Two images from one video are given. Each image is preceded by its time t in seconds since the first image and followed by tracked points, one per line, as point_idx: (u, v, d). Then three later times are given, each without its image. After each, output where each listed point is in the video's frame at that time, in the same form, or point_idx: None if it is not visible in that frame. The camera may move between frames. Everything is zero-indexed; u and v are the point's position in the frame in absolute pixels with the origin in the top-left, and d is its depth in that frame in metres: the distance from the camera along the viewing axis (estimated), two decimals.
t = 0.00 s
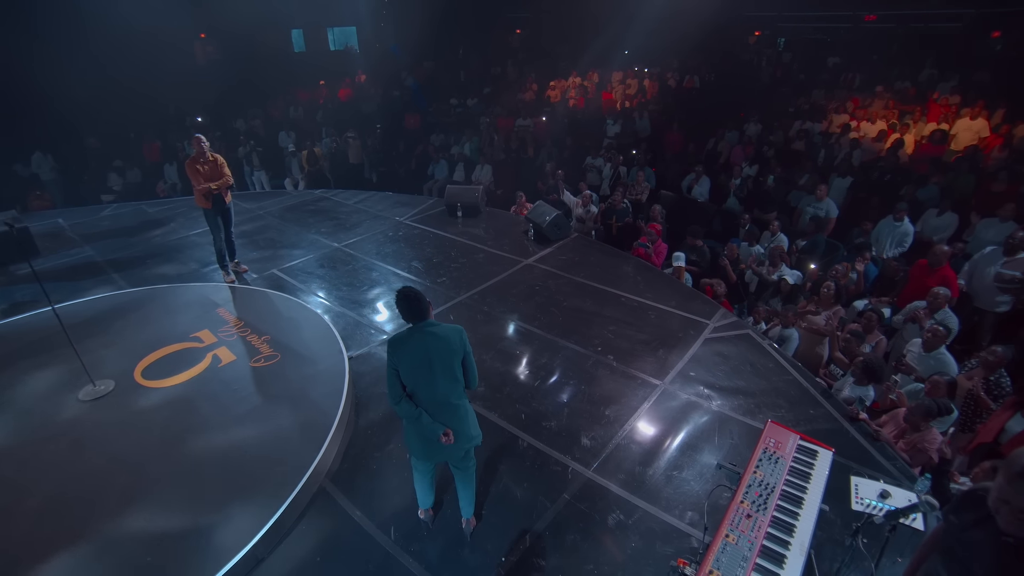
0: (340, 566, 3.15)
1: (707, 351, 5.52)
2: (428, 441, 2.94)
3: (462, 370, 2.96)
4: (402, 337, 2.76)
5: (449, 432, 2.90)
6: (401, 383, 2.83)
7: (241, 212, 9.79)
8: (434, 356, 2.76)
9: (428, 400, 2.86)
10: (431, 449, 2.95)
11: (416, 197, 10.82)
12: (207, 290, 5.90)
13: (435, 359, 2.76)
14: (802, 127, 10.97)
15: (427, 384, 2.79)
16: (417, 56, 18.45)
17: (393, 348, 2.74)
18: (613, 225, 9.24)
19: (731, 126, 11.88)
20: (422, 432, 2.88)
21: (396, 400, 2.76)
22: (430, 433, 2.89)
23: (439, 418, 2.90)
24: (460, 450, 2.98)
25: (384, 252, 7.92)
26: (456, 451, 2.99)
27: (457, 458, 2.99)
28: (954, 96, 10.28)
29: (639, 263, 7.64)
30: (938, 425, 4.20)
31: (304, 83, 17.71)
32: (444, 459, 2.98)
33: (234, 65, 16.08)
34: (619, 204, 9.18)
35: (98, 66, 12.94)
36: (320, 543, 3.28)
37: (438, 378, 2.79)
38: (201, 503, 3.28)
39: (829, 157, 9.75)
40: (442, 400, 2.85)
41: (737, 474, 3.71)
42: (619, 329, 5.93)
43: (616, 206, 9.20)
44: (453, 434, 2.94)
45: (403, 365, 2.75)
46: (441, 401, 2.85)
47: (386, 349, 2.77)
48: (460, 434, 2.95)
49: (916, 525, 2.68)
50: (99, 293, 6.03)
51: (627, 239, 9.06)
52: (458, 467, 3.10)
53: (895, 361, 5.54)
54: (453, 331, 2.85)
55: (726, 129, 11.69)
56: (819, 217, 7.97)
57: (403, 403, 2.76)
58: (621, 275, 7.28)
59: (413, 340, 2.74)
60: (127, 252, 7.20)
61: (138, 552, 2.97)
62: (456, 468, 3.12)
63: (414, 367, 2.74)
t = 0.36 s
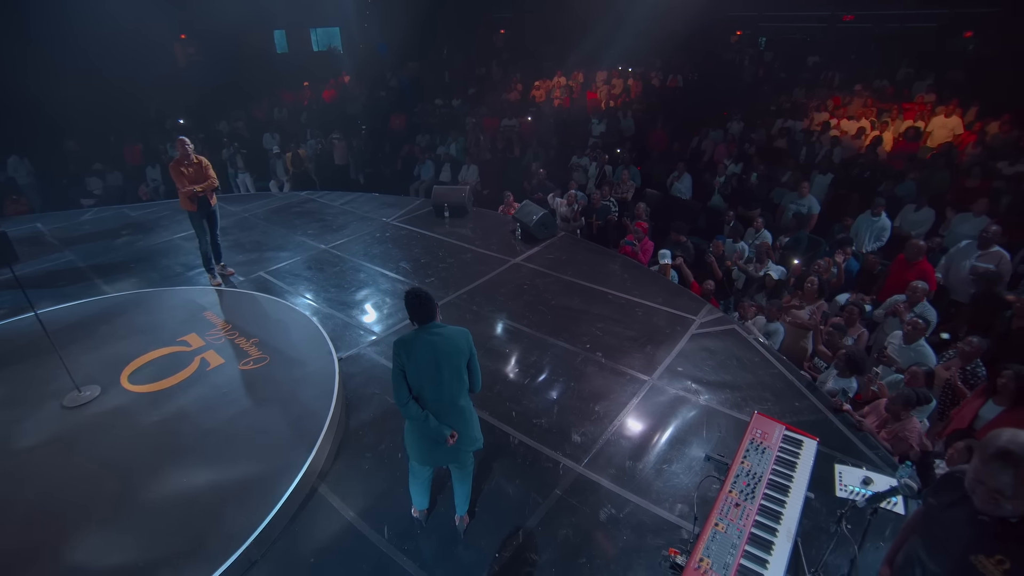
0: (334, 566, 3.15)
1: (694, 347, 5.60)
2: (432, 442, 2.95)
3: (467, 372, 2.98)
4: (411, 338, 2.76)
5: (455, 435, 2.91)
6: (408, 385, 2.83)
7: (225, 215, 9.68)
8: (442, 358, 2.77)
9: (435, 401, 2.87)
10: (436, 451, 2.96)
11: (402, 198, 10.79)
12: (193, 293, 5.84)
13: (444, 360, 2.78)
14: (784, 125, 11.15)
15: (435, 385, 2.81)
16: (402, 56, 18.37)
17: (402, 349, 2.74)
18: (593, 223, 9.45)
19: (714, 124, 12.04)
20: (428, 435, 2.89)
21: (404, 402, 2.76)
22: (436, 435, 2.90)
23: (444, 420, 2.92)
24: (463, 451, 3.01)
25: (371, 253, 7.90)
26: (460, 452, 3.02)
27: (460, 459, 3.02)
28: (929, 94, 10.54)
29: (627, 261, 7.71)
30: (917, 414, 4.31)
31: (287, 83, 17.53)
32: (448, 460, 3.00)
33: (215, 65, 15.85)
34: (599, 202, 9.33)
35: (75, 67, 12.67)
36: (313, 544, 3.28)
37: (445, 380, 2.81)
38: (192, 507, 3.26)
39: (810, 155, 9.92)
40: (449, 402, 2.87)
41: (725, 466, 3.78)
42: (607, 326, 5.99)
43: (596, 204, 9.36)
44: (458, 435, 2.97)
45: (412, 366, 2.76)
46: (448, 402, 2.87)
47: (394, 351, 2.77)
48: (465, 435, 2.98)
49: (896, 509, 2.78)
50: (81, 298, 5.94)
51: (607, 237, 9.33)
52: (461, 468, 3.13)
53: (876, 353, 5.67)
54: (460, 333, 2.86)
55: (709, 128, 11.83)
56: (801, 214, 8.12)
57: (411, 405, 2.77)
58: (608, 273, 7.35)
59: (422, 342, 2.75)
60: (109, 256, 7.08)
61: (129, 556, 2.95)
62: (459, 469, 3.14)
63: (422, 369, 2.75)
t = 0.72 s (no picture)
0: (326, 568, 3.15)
1: (680, 343, 5.67)
2: (421, 445, 2.92)
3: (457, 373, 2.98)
4: (401, 340, 2.78)
5: (446, 436, 2.89)
6: (398, 387, 2.84)
7: (208, 217, 9.54)
8: (432, 358, 2.78)
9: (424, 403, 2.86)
10: (428, 454, 2.94)
11: (388, 199, 10.74)
12: (178, 297, 5.76)
13: (434, 360, 2.79)
14: (765, 123, 11.34)
15: (424, 386, 2.80)
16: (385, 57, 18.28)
17: (392, 350, 2.75)
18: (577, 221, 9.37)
19: (697, 123, 12.19)
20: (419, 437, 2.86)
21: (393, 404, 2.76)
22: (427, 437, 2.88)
23: (435, 421, 2.90)
24: (454, 453, 3.00)
25: (357, 254, 7.87)
26: (451, 454, 3.00)
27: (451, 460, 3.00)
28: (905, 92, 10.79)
29: (613, 259, 7.77)
30: (897, 405, 4.42)
31: (269, 85, 17.33)
32: (439, 462, 2.98)
33: (195, 67, 15.60)
34: (582, 202, 9.27)
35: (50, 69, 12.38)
36: (304, 547, 3.27)
37: (435, 380, 2.81)
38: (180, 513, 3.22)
39: (791, 152, 10.10)
40: (439, 403, 2.86)
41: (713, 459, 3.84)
42: (594, 324, 6.03)
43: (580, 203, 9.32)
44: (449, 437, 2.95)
45: (402, 367, 2.79)
46: (438, 403, 2.86)
47: (382, 355, 2.78)
48: (456, 436, 2.96)
49: (877, 495, 2.87)
50: (60, 304, 5.81)
51: (592, 236, 9.32)
52: (454, 469, 3.11)
53: (858, 346, 5.80)
54: (449, 334, 2.87)
55: (694, 127, 11.97)
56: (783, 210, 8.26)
57: (400, 407, 2.77)
58: (595, 272, 7.40)
59: (411, 343, 2.76)
60: (88, 261, 6.93)
61: (117, 566, 2.90)
62: (451, 469, 3.12)
63: (412, 370, 2.77)
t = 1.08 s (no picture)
0: (319, 569, 3.15)
1: (671, 340, 5.71)
2: (399, 456, 2.88)
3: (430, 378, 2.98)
4: (371, 350, 2.72)
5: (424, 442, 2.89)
6: (371, 399, 2.77)
7: (195, 219, 9.45)
8: (404, 367, 2.77)
9: (399, 413, 2.83)
10: (406, 463, 2.91)
11: (378, 199, 10.70)
12: (166, 300, 5.70)
13: (407, 369, 2.77)
14: (753, 122, 11.46)
15: (398, 395, 2.77)
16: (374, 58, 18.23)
17: (363, 362, 2.69)
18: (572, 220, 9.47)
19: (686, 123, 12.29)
20: (396, 447, 2.83)
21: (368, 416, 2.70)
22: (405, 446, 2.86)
23: (411, 429, 2.89)
24: (431, 459, 3.00)
25: (347, 255, 7.84)
26: (429, 460, 3.01)
27: (430, 467, 3.00)
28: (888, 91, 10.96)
29: (604, 258, 7.81)
30: (885, 399, 4.48)
31: (257, 85, 17.18)
32: (417, 470, 2.96)
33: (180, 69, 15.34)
34: (578, 201, 9.37)
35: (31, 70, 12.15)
36: (298, 549, 3.27)
37: (409, 388, 2.80)
38: (171, 517, 3.20)
39: (779, 151, 10.21)
40: (415, 410, 2.86)
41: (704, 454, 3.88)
42: (585, 322, 6.07)
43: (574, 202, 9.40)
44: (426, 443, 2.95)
45: (374, 378, 2.73)
46: (413, 411, 2.85)
47: (353, 367, 2.71)
48: (433, 442, 2.97)
49: (865, 487, 2.88)
50: (46, 308, 5.73)
51: (583, 235, 9.36)
52: (431, 474, 3.12)
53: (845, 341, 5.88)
54: (419, 340, 2.87)
55: (683, 126, 12.05)
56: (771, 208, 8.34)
57: (376, 419, 2.71)
58: (586, 270, 7.43)
59: (384, 352, 2.73)
60: (73, 265, 6.83)
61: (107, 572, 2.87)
62: (428, 473, 3.13)
63: (385, 379, 2.73)
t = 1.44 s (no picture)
0: (316, 569, 3.15)
1: (666, 339, 5.74)
2: (378, 466, 2.85)
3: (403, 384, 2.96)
4: (341, 362, 2.63)
5: (403, 450, 2.88)
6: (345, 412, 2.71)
7: (187, 221, 9.39)
8: (378, 376, 2.71)
9: (375, 422, 2.79)
10: (386, 474, 2.88)
11: (372, 200, 10.66)
12: (159, 302, 5.67)
13: (381, 379, 2.72)
14: (745, 121, 11.53)
15: (373, 406, 2.72)
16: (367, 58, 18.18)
17: (334, 375, 2.60)
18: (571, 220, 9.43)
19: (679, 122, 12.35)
20: (375, 457, 2.80)
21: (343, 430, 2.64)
22: (383, 456, 2.83)
23: (389, 438, 2.86)
24: (411, 465, 3.00)
25: (341, 255, 7.82)
26: (409, 466, 3.00)
27: (409, 474, 2.99)
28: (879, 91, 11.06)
29: (598, 257, 7.83)
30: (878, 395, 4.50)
31: (248, 86, 17.09)
32: (398, 477, 2.95)
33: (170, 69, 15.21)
34: (577, 200, 9.33)
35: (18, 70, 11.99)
36: (294, 550, 3.26)
37: (385, 397, 2.75)
38: (165, 520, 3.18)
39: (771, 149, 10.27)
40: (391, 418, 2.83)
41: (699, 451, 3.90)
42: (580, 321, 6.09)
43: (574, 202, 9.36)
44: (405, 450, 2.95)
45: (346, 391, 2.65)
46: (389, 420, 2.82)
47: (324, 381, 2.62)
48: (411, 448, 2.96)
49: (858, 482, 2.94)
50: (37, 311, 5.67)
51: (580, 235, 9.36)
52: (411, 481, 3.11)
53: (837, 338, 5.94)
54: (392, 346, 2.84)
55: (676, 125, 12.11)
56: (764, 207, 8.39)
57: (352, 431, 2.67)
58: (580, 270, 7.44)
59: (357, 363, 2.65)
60: (64, 267, 6.77)
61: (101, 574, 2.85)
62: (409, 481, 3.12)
63: (359, 391, 2.66)
